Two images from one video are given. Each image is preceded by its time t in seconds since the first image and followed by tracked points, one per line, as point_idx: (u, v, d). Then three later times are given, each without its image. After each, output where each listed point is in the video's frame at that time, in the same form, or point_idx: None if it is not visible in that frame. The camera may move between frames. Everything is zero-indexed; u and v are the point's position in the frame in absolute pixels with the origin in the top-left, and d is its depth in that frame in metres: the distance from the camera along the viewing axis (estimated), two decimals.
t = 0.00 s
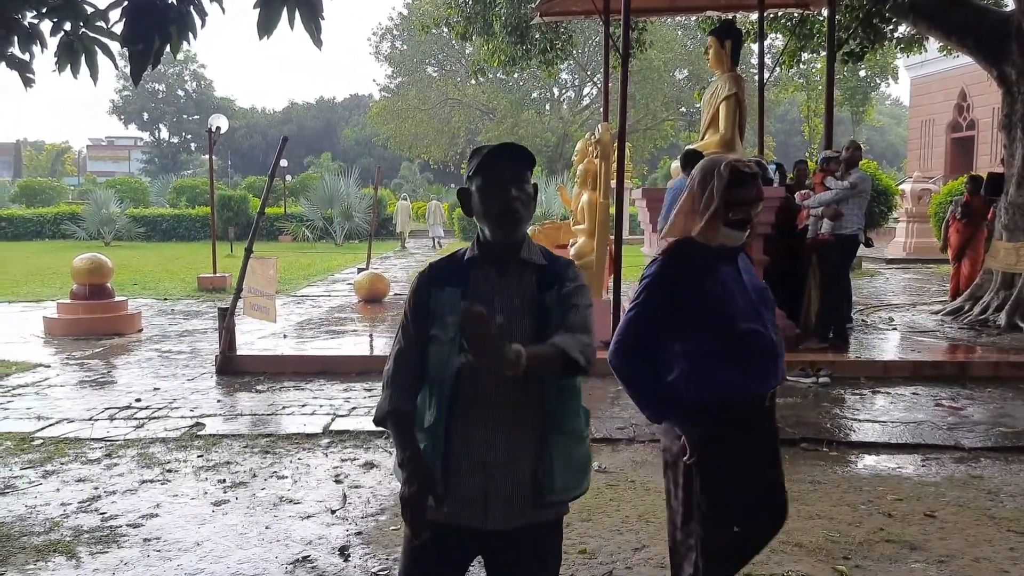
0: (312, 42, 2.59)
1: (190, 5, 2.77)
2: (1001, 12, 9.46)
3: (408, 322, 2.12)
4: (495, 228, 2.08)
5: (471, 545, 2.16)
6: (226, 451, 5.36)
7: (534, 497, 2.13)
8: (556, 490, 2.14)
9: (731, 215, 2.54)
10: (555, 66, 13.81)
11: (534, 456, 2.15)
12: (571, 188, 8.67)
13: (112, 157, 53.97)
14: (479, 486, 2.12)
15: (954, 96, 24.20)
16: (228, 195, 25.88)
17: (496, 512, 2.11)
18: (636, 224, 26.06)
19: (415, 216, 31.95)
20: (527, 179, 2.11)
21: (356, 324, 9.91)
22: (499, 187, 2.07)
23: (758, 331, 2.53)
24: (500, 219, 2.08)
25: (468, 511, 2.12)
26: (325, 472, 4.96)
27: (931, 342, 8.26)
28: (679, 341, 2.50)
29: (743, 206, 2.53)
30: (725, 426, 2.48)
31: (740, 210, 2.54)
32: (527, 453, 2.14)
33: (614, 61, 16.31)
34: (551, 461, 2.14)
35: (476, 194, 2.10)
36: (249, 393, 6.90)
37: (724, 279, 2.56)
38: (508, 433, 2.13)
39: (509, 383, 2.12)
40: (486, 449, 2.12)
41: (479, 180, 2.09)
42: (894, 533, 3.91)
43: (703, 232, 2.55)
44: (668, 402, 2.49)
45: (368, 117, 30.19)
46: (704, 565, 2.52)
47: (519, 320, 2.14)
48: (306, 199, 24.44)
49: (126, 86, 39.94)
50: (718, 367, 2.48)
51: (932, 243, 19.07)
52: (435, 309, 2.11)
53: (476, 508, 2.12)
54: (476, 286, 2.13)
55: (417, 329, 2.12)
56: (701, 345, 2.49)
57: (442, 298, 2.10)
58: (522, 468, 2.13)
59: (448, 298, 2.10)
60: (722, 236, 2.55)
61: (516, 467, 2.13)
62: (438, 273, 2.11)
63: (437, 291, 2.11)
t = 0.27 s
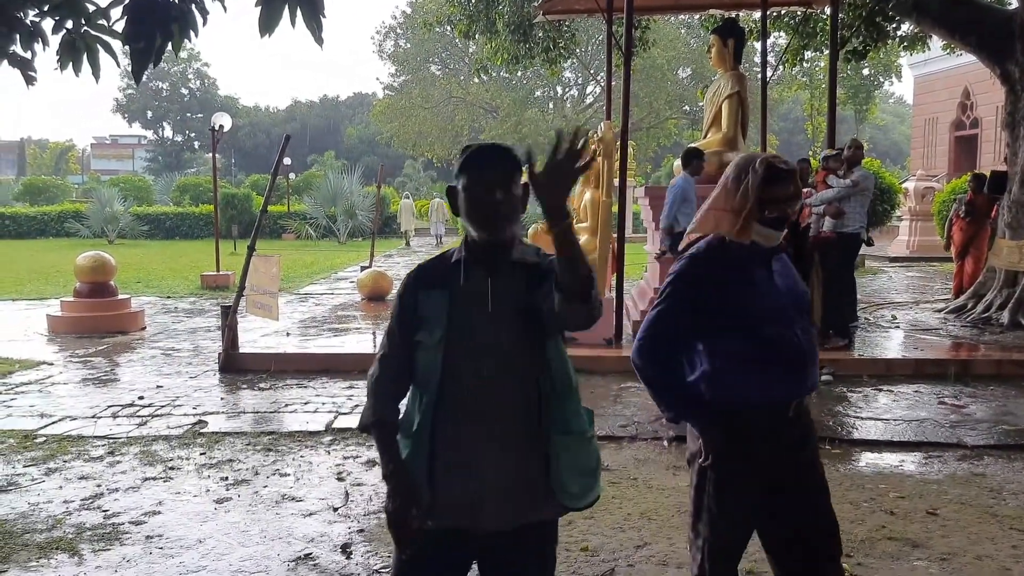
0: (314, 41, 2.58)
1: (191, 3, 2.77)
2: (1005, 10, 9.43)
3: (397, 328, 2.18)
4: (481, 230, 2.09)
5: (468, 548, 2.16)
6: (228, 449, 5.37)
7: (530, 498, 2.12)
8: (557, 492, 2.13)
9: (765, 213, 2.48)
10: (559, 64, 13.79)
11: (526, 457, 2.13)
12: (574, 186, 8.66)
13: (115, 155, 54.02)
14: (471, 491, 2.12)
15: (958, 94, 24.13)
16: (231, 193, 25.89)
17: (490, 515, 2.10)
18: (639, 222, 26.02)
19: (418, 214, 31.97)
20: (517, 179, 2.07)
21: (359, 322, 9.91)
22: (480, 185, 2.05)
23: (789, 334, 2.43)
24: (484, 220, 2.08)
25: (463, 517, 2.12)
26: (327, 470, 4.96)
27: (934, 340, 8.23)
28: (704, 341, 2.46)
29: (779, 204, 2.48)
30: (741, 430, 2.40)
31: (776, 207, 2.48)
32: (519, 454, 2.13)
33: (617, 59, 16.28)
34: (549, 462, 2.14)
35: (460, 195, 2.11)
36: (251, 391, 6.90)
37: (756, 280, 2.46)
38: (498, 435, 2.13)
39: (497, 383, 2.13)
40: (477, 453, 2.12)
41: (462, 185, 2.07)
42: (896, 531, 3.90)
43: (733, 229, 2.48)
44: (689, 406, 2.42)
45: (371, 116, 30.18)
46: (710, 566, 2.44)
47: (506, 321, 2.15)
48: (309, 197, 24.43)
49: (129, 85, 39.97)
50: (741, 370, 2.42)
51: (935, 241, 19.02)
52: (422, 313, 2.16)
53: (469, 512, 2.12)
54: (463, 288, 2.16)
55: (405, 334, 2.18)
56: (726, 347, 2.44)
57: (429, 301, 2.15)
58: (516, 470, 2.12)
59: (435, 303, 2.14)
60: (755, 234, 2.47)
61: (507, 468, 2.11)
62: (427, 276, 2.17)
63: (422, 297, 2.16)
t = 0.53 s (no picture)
0: (313, 42, 2.59)
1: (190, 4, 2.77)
2: (1004, 10, 9.42)
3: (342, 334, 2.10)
4: (430, 227, 2.06)
5: (432, 559, 2.11)
6: (227, 450, 5.37)
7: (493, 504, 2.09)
8: (513, 499, 2.08)
9: (828, 220, 2.36)
10: (559, 63, 13.78)
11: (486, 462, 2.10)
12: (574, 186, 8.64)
13: (116, 155, 54.02)
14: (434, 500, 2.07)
15: (959, 93, 24.11)
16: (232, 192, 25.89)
17: (457, 523, 2.06)
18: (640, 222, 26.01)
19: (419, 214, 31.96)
20: (465, 173, 2.07)
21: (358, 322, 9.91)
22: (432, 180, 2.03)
23: (843, 349, 2.29)
24: (434, 215, 2.05)
25: (429, 529, 2.07)
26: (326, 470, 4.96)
27: (933, 340, 8.23)
28: (748, 347, 2.37)
29: (838, 209, 2.36)
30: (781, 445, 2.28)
31: (840, 214, 2.36)
32: (478, 458, 2.09)
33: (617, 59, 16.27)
34: (507, 467, 2.09)
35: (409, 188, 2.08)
36: (251, 391, 6.90)
37: (811, 287, 2.34)
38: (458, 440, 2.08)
39: (454, 387, 2.08)
40: (437, 460, 2.07)
41: (412, 180, 2.05)
42: (894, 531, 3.90)
43: (793, 234, 2.39)
44: (726, 413, 2.38)
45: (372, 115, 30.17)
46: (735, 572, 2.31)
47: (461, 322, 2.10)
48: (309, 196, 24.42)
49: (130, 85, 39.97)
50: (784, 386, 2.28)
51: (936, 241, 19.00)
52: (368, 318, 2.08)
53: (433, 523, 2.06)
54: (412, 289, 2.10)
55: (350, 341, 2.10)
56: (770, 355, 2.33)
57: (375, 305, 2.08)
58: (478, 475, 2.09)
59: (383, 307, 2.08)
60: (814, 241, 2.36)
61: (467, 473, 2.08)
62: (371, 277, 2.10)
63: (369, 300, 2.08)
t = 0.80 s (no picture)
0: (312, 43, 2.59)
1: (190, 6, 2.78)
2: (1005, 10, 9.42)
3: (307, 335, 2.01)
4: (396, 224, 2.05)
5: (415, 567, 2.04)
6: (227, 450, 5.38)
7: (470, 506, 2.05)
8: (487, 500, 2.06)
9: (902, 221, 2.32)
10: (559, 64, 13.79)
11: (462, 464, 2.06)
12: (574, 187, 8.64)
13: (118, 155, 54.07)
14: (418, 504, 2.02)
15: (960, 94, 24.10)
16: (233, 193, 25.92)
17: (442, 527, 2.03)
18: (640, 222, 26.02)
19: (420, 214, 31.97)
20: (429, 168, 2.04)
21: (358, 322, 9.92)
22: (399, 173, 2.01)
23: (913, 351, 2.26)
24: (402, 207, 2.03)
25: (410, 534, 2.01)
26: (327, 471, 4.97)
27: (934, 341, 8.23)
28: (810, 346, 2.34)
29: (918, 213, 2.32)
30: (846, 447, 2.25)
31: (912, 216, 2.32)
32: (455, 459, 2.06)
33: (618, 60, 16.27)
34: (482, 469, 2.06)
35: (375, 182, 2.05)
36: (252, 392, 6.92)
37: (882, 285, 2.29)
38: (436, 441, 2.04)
39: (429, 387, 2.04)
40: (417, 463, 2.03)
41: (377, 176, 2.03)
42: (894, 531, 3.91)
43: (870, 233, 2.34)
44: (784, 412, 2.34)
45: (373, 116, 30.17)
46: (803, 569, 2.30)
47: (432, 320, 2.07)
48: (310, 197, 24.42)
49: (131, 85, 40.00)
50: (851, 385, 2.25)
51: (937, 241, 18.99)
52: (338, 318, 2.03)
53: (417, 529, 2.02)
54: (380, 289, 2.07)
55: (317, 343, 2.02)
56: (836, 355, 2.29)
57: (347, 305, 2.03)
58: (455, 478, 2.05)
59: (354, 307, 2.03)
60: (889, 243, 2.33)
61: (447, 475, 2.05)
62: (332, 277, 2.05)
63: (338, 301, 2.04)
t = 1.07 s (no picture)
0: (312, 42, 2.60)
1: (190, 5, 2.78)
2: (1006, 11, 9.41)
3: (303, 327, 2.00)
4: (383, 221, 2.03)
5: (415, 567, 2.04)
6: (228, 450, 5.38)
7: (466, 506, 2.05)
8: (481, 500, 2.06)
9: (947, 226, 2.36)
10: (561, 65, 13.78)
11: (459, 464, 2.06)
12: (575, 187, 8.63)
13: (120, 156, 54.10)
14: (417, 503, 2.02)
15: (962, 95, 24.05)
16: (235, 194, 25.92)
17: (439, 526, 2.02)
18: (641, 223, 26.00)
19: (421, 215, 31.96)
20: (417, 162, 2.04)
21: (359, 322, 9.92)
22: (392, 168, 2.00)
23: (952, 354, 2.31)
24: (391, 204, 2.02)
25: (408, 532, 2.01)
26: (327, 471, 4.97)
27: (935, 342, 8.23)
28: (847, 345, 2.41)
29: (963, 218, 2.37)
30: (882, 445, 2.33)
31: (959, 222, 2.36)
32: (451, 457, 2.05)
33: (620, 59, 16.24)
34: (478, 468, 2.06)
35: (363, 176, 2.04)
36: (253, 392, 6.92)
37: (923, 287, 2.36)
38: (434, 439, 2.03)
39: (426, 385, 2.03)
40: (415, 460, 2.02)
41: (369, 169, 2.01)
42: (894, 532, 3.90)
43: (914, 238, 2.37)
44: (819, 409, 2.41)
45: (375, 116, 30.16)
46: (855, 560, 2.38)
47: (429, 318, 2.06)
48: (312, 198, 24.40)
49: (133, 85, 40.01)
50: (886, 386, 2.31)
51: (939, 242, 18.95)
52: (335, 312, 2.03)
53: (416, 527, 2.01)
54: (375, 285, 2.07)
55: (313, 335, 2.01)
56: (872, 356, 2.35)
57: (347, 300, 2.05)
58: (454, 477, 2.05)
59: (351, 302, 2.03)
60: (934, 247, 2.35)
61: (445, 474, 2.04)
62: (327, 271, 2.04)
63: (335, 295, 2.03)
